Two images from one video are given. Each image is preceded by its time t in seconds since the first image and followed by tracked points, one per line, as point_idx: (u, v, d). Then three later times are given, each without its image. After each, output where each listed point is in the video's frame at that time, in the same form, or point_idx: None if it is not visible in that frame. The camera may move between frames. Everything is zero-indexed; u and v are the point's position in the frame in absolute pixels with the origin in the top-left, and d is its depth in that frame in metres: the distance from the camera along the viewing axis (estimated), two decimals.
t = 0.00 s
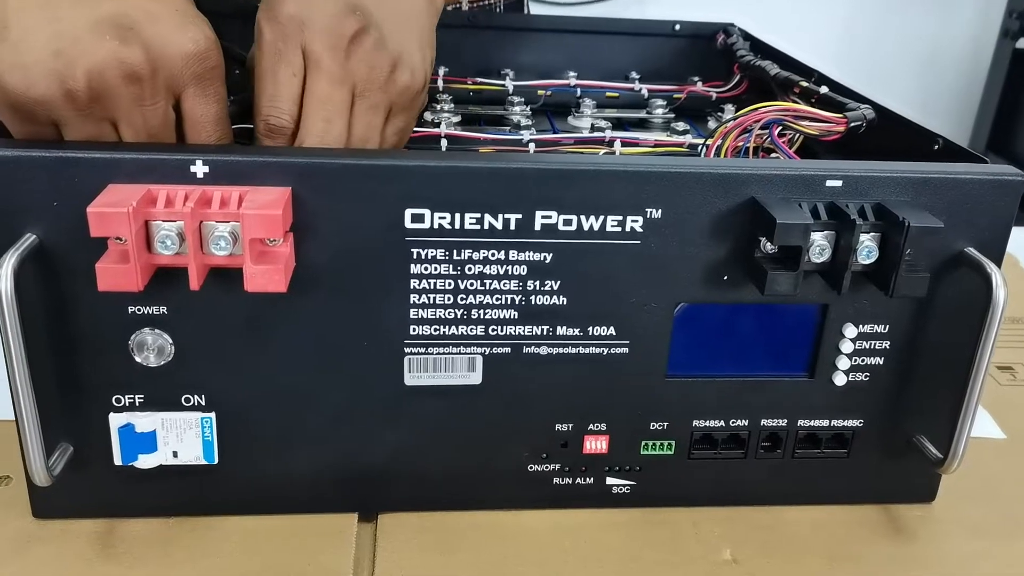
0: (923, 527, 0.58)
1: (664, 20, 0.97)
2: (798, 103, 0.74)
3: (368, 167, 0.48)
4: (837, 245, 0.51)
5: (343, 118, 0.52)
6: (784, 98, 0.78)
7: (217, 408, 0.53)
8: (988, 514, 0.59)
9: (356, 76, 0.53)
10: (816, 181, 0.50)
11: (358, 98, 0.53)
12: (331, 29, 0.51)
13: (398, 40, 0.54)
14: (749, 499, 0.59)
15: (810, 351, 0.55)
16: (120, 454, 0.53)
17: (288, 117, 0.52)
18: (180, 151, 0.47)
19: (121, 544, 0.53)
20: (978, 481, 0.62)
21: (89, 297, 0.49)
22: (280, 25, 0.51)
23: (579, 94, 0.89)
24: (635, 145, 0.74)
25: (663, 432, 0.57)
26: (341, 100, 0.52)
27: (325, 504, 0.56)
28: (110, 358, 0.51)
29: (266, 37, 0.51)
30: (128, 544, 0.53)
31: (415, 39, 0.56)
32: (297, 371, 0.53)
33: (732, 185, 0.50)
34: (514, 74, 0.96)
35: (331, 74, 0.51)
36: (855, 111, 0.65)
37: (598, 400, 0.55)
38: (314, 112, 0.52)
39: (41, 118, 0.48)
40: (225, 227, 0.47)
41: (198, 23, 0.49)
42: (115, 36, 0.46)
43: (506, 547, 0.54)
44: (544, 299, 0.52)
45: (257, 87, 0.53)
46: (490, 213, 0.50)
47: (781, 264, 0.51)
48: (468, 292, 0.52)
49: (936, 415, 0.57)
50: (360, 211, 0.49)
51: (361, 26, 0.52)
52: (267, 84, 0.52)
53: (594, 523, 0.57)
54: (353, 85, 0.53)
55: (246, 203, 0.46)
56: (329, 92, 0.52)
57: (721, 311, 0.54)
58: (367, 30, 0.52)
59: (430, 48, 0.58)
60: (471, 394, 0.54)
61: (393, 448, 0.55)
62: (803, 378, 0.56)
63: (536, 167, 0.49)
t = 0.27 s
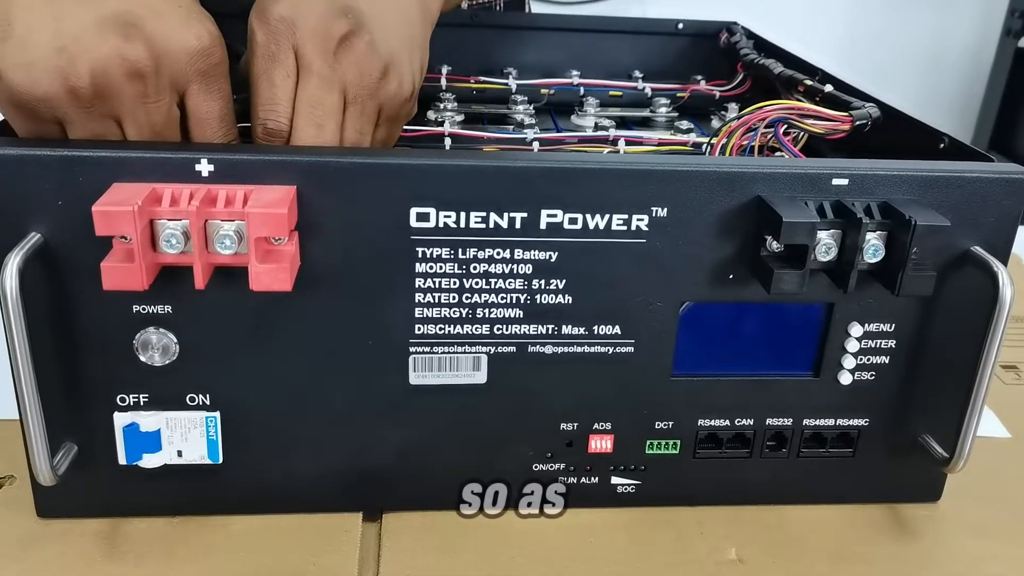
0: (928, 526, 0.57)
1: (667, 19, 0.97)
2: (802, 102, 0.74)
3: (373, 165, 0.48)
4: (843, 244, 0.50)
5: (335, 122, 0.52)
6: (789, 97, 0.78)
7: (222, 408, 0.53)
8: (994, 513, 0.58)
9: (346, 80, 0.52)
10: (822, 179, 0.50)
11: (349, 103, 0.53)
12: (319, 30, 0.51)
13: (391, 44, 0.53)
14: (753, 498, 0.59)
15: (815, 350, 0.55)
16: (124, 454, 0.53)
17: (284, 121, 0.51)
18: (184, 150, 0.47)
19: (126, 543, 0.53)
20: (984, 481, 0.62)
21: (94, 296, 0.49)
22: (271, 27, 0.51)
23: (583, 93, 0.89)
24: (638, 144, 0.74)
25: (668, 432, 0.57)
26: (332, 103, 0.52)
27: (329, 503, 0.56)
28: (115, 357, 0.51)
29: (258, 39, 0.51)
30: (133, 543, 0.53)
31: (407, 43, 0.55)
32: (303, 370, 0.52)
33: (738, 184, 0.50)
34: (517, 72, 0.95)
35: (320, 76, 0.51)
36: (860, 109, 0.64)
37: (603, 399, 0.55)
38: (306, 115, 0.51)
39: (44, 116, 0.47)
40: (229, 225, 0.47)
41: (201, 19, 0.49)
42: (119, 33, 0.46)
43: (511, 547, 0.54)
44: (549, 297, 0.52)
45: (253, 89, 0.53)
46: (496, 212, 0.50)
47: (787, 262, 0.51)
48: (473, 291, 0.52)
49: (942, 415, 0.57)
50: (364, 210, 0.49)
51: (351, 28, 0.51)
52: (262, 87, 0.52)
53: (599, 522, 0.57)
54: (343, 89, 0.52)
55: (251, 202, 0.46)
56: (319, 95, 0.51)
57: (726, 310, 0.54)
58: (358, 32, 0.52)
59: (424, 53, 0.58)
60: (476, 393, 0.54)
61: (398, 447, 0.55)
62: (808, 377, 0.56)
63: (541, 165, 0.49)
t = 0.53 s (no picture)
0: (935, 527, 0.57)
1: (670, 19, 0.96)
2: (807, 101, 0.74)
3: (380, 165, 0.48)
4: (850, 244, 0.50)
5: (339, 117, 0.52)
6: (793, 96, 0.78)
7: (228, 408, 0.53)
8: (1002, 514, 0.58)
9: (351, 72, 0.52)
10: (829, 179, 0.50)
11: (354, 96, 0.53)
12: (325, 22, 0.51)
13: (394, 40, 0.54)
14: (760, 498, 0.59)
15: (822, 350, 0.55)
16: (129, 454, 0.53)
17: (289, 114, 0.51)
18: (191, 150, 0.47)
19: (131, 543, 0.53)
20: (991, 481, 0.61)
21: (100, 296, 0.49)
22: (277, 20, 0.51)
23: (586, 92, 0.89)
24: (643, 143, 0.74)
25: (675, 432, 0.56)
26: (337, 96, 0.52)
27: (335, 503, 0.56)
28: (121, 358, 0.51)
29: (264, 32, 0.51)
30: (138, 544, 0.53)
31: (408, 44, 0.55)
32: (309, 370, 0.52)
33: (745, 183, 0.50)
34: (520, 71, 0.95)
35: (326, 68, 0.51)
36: (866, 109, 0.64)
37: (610, 399, 0.55)
38: (311, 109, 0.51)
39: (52, 117, 0.47)
40: (236, 226, 0.46)
41: (209, 20, 0.48)
42: (126, 34, 0.45)
43: (517, 547, 0.54)
44: (555, 297, 0.52)
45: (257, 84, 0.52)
46: (502, 211, 0.50)
47: (795, 262, 0.51)
48: (479, 291, 0.51)
49: (949, 415, 0.57)
50: (370, 210, 0.49)
51: (357, 21, 0.51)
52: (268, 80, 0.51)
53: (605, 523, 0.57)
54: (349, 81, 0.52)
55: (258, 202, 0.46)
56: (325, 88, 0.51)
57: (733, 310, 0.54)
58: (364, 26, 0.52)
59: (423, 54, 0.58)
60: (482, 394, 0.54)
61: (404, 448, 0.55)
62: (815, 377, 0.55)
63: (548, 165, 0.49)
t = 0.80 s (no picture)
0: (944, 530, 0.57)
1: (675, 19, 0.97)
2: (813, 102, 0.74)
3: (388, 168, 0.48)
4: (860, 246, 0.50)
5: (367, 129, 0.52)
6: (799, 98, 0.78)
7: (234, 411, 0.52)
8: (1011, 517, 0.58)
9: (382, 88, 0.52)
10: (838, 181, 0.50)
11: (383, 110, 0.53)
12: (363, 39, 0.51)
13: (425, 56, 0.54)
14: (768, 502, 0.58)
15: (831, 353, 0.55)
16: (136, 458, 0.53)
17: (316, 123, 0.51)
18: (198, 152, 0.47)
19: (138, 547, 0.53)
20: (999, 484, 0.61)
21: (107, 299, 0.49)
22: (314, 29, 0.50)
23: (591, 94, 0.88)
24: (649, 145, 0.74)
25: (683, 435, 0.56)
26: (366, 111, 0.52)
27: (342, 507, 0.56)
28: (127, 361, 0.50)
29: (298, 39, 0.51)
30: (144, 548, 0.53)
31: (439, 56, 0.55)
32: (316, 374, 0.52)
33: (754, 186, 0.50)
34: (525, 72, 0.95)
35: (360, 83, 0.51)
36: (874, 110, 0.64)
37: (618, 402, 0.55)
38: (340, 120, 0.51)
39: (57, 120, 0.47)
40: (244, 229, 0.46)
41: (212, 20, 0.48)
42: (130, 35, 0.45)
43: (525, 551, 0.54)
44: (564, 301, 0.52)
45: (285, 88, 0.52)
46: (511, 215, 0.49)
47: (804, 265, 0.50)
48: (487, 294, 0.51)
49: (958, 418, 0.56)
50: (378, 213, 0.49)
51: (393, 39, 0.51)
52: (296, 87, 0.51)
53: (613, 526, 0.56)
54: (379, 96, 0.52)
55: (266, 205, 0.46)
56: (356, 102, 0.51)
57: (742, 313, 0.53)
58: (398, 44, 0.52)
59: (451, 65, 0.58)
60: (490, 397, 0.54)
61: (411, 451, 0.55)
62: (824, 380, 0.55)
63: (556, 168, 0.49)
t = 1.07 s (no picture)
0: (954, 535, 0.57)
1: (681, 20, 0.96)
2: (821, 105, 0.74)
3: (398, 173, 0.48)
4: (871, 251, 0.50)
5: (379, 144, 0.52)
6: (806, 100, 0.78)
7: (243, 415, 0.52)
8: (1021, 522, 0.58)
9: (391, 102, 0.52)
10: (849, 185, 0.50)
11: (395, 123, 0.53)
12: (366, 53, 0.51)
13: (440, 57, 0.53)
14: (777, 506, 0.58)
15: (841, 357, 0.55)
16: (144, 462, 0.53)
17: (326, 142, 0.51)
18: (208, 157, 0.47)
19: (146, 552, 0.53)
20: (1009, 489, 0.61)
21: (116, 303, 0.49)
22: (316, 50, 0.50)
23: (597, 95, 0.88)
24: (656, 147, 0.74)
25: (692, 439, 0.56)
26: (377, 126, 0.52)
27: (350, 511, 0.56)
28: (136, 365, 0.50)
29: (302, 60, 0.51)
30: (153, 552, 0.53)
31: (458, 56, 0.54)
32: (326, 378, 0.52)
33: (765, 191, 0.50)
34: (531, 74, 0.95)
35: (367, 99, 0.51)
36: (883, 114, 0.64)
37: (627, 406, 0.55)
38: (352, 138, 0.51)
39: (65, 125, 0.47)
40: (253, 233, 0.46)
41: (220, 24, 0.48)
42: (137, 40, 0.45)
43: (534, 555, 0.54)
44: (573, 305, 0.52)
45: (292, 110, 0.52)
46: (520, 219, 0.49)
47: (815, 269, 0.50)
48: (497, 299, 0.51)
49: (969, 422, 0.56)
50: (387, 218, 0.49)
51: (397, 50, 0.51)
52: (303, 110, 0.51)
53: (622, 531, 0.56)
54: (389, 111, 0.52)
55: (276, 210, 0.46)
56: (366, 118, 0.51)
57: (752, 317, 0.53)
58: (403, 54, 0.52)
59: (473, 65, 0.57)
60: (499, 401, 0.54)
61: (420, 455, 0.55)
62: (833, 385, 0.55)
63: (566, 172, 0.48)
